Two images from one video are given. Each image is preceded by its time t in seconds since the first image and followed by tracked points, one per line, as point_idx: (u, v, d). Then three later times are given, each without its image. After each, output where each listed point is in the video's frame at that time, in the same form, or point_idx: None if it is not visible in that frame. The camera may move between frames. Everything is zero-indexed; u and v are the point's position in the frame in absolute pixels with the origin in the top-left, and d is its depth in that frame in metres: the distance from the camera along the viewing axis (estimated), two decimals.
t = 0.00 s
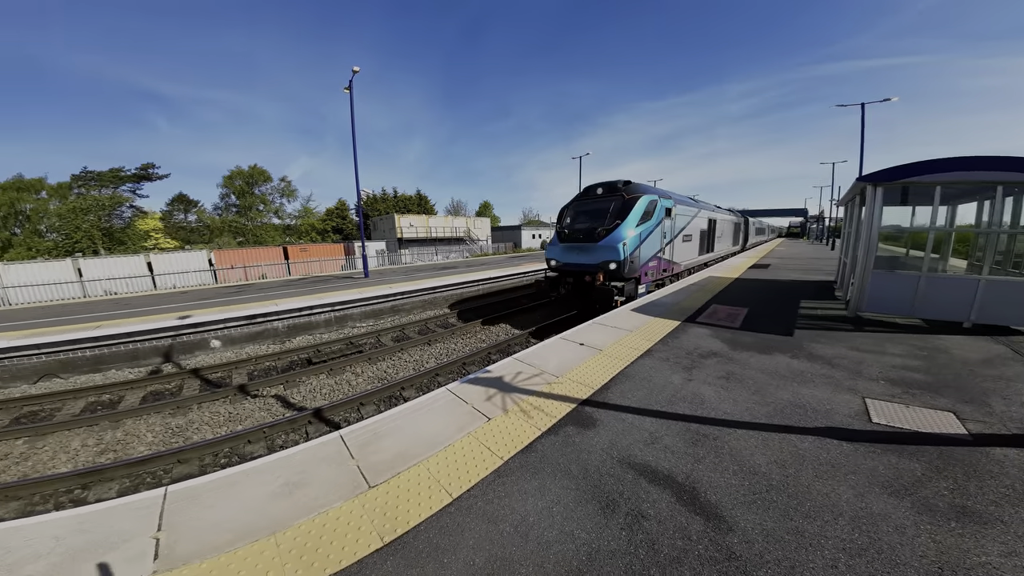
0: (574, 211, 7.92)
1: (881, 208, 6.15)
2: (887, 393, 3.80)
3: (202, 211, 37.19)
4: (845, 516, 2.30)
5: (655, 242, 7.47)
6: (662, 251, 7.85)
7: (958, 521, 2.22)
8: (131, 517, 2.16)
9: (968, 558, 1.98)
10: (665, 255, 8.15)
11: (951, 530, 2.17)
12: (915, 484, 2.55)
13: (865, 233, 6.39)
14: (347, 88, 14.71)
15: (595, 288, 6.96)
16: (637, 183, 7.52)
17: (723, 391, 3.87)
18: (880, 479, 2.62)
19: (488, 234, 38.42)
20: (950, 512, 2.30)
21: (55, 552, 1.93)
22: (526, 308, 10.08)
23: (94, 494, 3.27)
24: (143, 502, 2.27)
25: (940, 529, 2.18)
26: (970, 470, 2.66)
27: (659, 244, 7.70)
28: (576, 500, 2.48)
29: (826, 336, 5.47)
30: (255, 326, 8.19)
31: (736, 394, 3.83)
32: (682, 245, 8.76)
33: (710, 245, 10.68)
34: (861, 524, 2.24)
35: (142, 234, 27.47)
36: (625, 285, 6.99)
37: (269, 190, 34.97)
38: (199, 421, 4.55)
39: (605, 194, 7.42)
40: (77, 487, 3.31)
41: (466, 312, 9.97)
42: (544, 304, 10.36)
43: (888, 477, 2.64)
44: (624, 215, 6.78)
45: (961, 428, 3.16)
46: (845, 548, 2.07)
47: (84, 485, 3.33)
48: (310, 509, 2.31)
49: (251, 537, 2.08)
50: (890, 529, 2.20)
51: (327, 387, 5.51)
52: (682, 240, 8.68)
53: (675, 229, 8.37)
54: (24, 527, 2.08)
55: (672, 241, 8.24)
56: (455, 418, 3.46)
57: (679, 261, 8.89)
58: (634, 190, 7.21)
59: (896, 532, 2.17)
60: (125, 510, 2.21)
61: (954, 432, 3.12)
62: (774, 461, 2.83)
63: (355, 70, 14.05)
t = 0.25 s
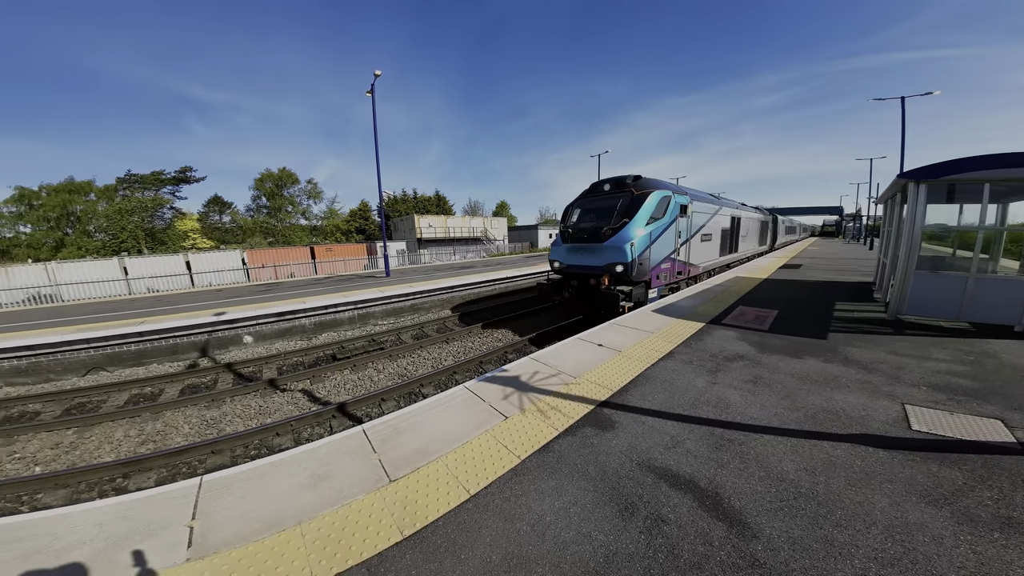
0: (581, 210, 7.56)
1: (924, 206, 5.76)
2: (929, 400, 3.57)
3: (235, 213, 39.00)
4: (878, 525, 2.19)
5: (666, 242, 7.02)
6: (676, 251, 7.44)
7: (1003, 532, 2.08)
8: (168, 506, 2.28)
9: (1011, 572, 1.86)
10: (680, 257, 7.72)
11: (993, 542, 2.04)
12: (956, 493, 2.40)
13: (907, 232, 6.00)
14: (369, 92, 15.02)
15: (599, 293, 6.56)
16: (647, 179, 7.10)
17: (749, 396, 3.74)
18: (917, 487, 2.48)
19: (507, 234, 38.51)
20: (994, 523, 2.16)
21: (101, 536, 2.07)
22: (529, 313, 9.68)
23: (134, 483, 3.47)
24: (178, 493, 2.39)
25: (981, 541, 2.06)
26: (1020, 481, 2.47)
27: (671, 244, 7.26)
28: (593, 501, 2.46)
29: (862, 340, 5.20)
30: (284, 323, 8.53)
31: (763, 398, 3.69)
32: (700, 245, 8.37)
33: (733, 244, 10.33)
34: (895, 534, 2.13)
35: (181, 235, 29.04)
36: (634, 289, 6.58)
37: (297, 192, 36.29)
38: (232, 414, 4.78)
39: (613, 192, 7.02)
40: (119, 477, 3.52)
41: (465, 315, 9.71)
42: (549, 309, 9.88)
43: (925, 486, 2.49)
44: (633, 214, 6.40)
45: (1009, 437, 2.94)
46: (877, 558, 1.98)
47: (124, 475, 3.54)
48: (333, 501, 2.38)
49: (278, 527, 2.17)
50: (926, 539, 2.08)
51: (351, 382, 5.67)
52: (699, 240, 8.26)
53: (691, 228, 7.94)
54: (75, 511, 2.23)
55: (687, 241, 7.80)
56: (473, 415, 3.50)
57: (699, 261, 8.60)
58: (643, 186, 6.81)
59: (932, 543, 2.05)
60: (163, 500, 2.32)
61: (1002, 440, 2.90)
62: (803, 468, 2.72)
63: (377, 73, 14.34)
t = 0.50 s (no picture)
0: (583, 210, 7.20)
1: (966, 206, 5.42)
2: (972, 408, 3.35)
3: (260, 215, 40.34)
4: (916, 538, 2.08)
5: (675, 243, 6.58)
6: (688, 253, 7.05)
7: None
8: (194, 504, 2.33)
9: None
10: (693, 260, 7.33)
11: None
12: (1002, 506, 2.25)
13: (947, 234, 5.65)
14: (386, 95, 15.27)
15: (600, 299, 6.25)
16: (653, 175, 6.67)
17: (776, 403, 3.60)
18: (959, 499, 2.34)
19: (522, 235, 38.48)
20: None
21: (133, 530, 2.13)
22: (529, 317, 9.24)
23: (163, 477, 3.59)
24: (204, 490, 2.44)
25: None
26: None
27: (680, 245, 6.81)
28: (613, 509, 2.40)
29: (897, 346, 4.94)
30: (306, 321, 8.74)
31: (792, 406, 3.55)
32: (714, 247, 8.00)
33: (755, 245, 10.00)
34: (934, 548, 2.02)
35: (209, 235, 30.22)
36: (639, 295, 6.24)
37: (318, 194, 37.22)
38: (256, 410, 4.91)
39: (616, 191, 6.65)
40: (149, 471, 3.66)
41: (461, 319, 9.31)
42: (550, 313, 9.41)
43: (968, 497, 2.35)
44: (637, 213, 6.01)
45: None
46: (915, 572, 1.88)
47: (154, 469, 3.68)
48: (353, 500, 2.40)
49: (300, 525, 2.20)
50: (968, 554, 1.97)
51: (369, 381, 5.75)
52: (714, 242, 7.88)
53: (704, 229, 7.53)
54: (108, 505, 2.32)
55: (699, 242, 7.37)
56: (489, 417, 3.48)
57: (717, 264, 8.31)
58: (649, 183, 6.40)
59: (975, 558, 1.94)
60: (189, 497, 2.37)
61: None
62: (835, 479, 2.59)
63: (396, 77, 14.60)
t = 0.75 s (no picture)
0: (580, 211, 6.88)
1: (1005, 207, 5.17)
2: (1015, 418, 3.17)
3: (279, 217, 41.36)
4: (952, 549, 1.98)
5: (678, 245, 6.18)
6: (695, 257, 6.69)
7: None
8: (216, 503, 2.36)
9: None
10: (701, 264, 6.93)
11: None
12: None
13: (985, 236, 5.40)
14: (402, 99, 15.50)
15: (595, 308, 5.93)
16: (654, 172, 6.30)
17: (802, 411, 3.47)
18: (1000, 510, 2.22)
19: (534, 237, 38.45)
20: None
21: (158, 527, 2.17)
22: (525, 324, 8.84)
23: (186, 473, 3.68)
24: (225, 489, 2.47)
25: None
26: None
27: (685, 247, 6.41)
28: (632, 517, 2.34)
29: (930, 352, 4.72)
30: (324, 321, 8.88)
31: (819, 414, 3.42)
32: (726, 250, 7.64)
33: (773, 248, 9.74)
34: (973, 560, 1.92)
35: (231, 237, 31.11)
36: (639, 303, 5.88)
37: (335, 197, 37.92)
38: (276, 408, 5.00)
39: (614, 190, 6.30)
40: (173, 467, 3.75)
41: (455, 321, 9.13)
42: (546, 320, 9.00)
43: (1010, 509, 2.23)
44: (635, 214, 5.68)
45: None
46: None
47: (178, 465, 3.77)
48: (370, 501, 2.41)
49: (318, 525, 2.21)
50: (1010, 568, 1.87)
51: (383, 381, 5.79)
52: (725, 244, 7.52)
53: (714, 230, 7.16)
54: (135, 501, 2.37)
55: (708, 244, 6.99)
56: (504, 420, 3.45)
57: (732, 268, 8.06)
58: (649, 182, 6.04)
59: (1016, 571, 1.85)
60: (210, 497, 2.40)
61: None
62: (865, 489, 2.49)
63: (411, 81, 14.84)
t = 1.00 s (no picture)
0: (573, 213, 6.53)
1: None
2: None
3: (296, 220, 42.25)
4: (988, 560, 1.90)
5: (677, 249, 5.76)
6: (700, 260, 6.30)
7: None
8: (237, 501, 2.38)
9: None
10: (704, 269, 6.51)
11: None
12: None
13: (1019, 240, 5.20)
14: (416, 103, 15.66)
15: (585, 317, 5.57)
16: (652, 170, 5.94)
17: (826, 418, 3.37)
18: None
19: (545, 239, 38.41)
20: None
21: (182, 524, 2.21)
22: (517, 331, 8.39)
23: (207, 470, 3.75)
24: (246, 487, 2.50)
25: None
26: None
27: (686, 251, 5.99)
28: (651, 523, 2.29)
29: (962, 358, 4.54)
30: (340, 322, 8.99)
31: (844, 421, 3.31)
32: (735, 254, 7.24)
33: (790, 251, 9.50)
34: (1011, 571, 1.83)
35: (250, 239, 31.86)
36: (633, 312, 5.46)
37: (349, 199, 38.51)
38: (293, 407, 5.07)
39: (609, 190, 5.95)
40: (195, 463, 3.83)
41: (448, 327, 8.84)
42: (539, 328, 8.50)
43: None
44: (629, 216, 5.32)
45: None
46: None
47: (199, 462, 3.84)
48: (387, 501, 2.41)
49: (336, 524, 2.22)
50: None
51: (397, 381, 5.83)
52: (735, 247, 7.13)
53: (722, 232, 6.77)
54: (159, 498, 2.41)
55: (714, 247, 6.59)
56: (518, 423, 3.43)
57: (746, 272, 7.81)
58: (646, 181, 5.68)
59: None
60: (232, 495, 2.43)
61: None
62: (894, 496, 2.39)
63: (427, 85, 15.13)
